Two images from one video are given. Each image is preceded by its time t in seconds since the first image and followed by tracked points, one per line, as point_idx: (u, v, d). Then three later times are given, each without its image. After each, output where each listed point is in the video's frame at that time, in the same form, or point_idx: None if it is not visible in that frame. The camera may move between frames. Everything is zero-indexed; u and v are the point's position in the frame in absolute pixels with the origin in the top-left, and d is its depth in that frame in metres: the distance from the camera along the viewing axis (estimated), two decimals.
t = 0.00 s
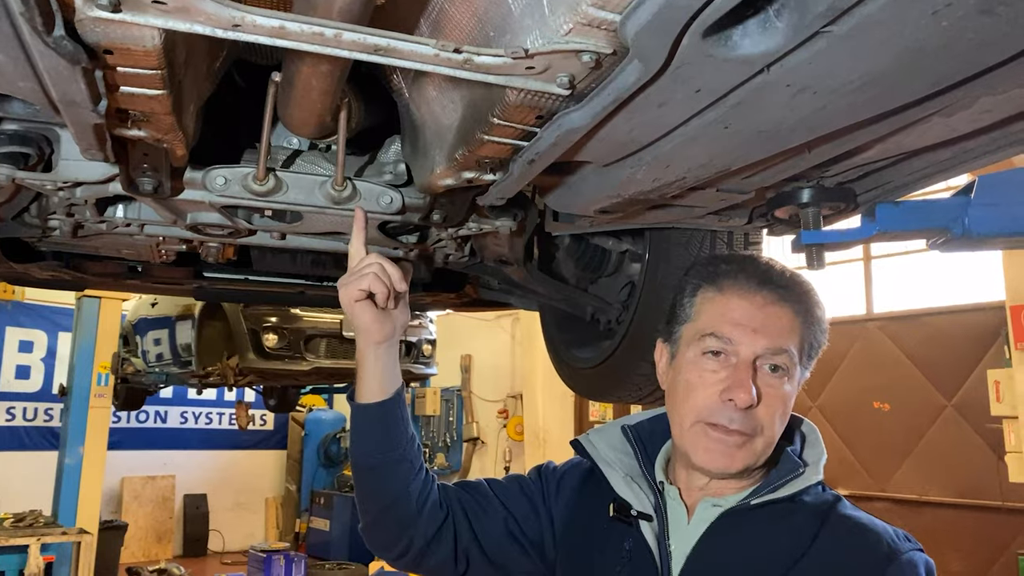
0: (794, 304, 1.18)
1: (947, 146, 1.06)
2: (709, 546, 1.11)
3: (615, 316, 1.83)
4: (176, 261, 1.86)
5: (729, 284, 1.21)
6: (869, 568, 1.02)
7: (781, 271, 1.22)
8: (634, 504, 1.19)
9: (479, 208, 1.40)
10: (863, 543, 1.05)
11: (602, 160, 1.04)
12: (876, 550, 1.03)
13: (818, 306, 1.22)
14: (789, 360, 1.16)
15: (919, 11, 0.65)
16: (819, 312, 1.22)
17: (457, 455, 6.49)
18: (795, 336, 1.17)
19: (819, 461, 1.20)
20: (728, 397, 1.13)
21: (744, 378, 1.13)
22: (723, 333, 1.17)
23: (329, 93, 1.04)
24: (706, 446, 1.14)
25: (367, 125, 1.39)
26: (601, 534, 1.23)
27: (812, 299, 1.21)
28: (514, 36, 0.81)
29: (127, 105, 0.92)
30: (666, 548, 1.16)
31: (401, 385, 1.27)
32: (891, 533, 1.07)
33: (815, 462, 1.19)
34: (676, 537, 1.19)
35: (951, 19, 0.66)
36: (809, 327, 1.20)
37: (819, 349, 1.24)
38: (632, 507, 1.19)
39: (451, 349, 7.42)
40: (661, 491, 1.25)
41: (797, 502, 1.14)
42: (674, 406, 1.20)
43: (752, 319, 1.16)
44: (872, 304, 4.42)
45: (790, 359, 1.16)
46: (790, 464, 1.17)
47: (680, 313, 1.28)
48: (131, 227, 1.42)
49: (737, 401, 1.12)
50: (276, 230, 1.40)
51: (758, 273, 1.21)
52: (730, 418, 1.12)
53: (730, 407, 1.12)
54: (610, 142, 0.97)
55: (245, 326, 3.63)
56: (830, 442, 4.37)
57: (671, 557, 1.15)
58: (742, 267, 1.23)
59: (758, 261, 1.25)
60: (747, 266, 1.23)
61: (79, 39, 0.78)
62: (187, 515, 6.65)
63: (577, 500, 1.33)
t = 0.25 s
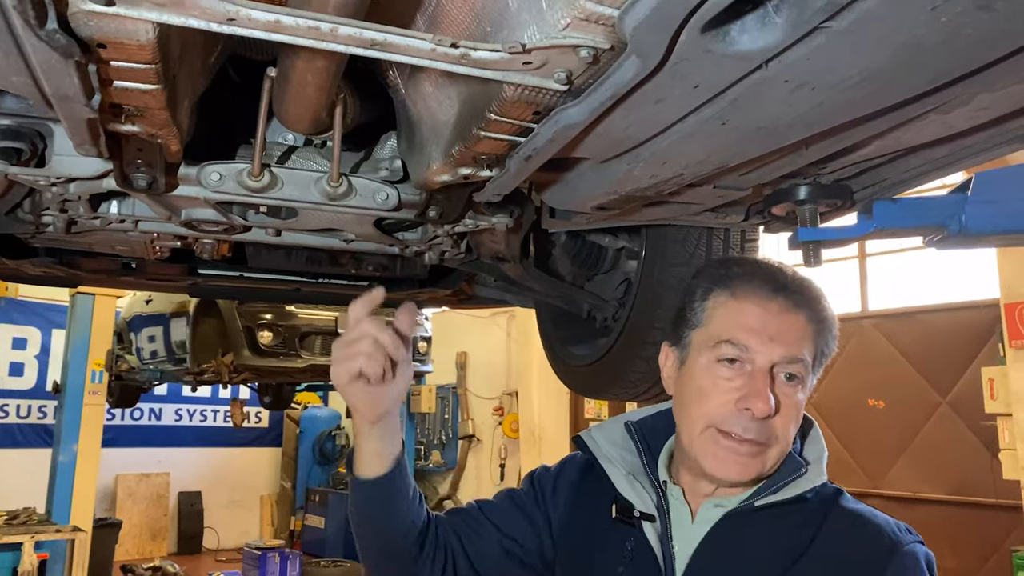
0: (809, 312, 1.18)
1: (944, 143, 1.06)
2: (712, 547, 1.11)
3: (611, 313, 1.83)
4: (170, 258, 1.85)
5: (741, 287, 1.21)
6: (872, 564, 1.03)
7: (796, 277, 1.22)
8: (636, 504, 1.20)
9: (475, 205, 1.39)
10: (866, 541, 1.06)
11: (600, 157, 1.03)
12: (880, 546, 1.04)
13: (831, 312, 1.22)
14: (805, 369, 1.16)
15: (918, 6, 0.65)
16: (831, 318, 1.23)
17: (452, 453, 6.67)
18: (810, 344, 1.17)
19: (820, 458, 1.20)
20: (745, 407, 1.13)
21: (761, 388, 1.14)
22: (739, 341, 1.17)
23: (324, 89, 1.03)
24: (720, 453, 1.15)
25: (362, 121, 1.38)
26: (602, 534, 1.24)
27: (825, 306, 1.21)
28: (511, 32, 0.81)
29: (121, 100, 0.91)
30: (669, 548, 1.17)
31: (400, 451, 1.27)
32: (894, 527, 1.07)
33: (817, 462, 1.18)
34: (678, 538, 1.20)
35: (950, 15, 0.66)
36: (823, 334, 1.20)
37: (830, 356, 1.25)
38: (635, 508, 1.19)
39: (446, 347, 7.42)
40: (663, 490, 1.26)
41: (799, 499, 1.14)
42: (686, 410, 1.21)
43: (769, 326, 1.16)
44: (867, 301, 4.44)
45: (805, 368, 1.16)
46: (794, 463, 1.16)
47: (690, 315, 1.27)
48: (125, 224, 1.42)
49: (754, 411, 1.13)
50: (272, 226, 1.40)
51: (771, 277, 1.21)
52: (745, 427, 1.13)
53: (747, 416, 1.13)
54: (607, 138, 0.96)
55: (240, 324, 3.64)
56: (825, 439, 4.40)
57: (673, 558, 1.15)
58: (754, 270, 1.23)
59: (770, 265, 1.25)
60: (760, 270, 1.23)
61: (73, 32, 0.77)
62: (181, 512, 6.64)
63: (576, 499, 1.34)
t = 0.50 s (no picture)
0: (809, 315, 1.18)
1: (941, 141, 1.07)
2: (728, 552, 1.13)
3: (607, 311, 1.83)
4: (166, 255, 1.85)
5: (740, 290, 1.21)
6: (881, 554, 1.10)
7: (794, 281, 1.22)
8: (641, 509, 1.20)
9: (472, 202, 1.39)
10: (873, 532, 1.13)
11: (597, 154, 1.03)
12: (886, 536, 1.11)
13: (831, 313, 1.22)
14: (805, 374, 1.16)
15: (918, 3, 0.64)
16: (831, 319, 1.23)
17: (448, 451, 6.76)
18: (811, 349, 1.17)
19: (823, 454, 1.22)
20: (744, 416, 1.13)
21: (761, 396, 1.13)
22: (738, 348, 1.17)
23: (321, 85, 1.03)
24: (720, 462, 1.15)
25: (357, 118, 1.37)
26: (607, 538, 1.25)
27: (824, 309, 1.21)
28: (509, 28, 0.80)
29: (115, 96, 0.90)
30: (675, 552, 1.18)
31: None
32: (893, 515, 1.15)
33: (820, 458, 1.21)
34: (684, 540, 1.20)
35: (949, 12, 0.65)
36: (823, 336, 1.20)
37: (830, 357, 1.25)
38: (640, 513, 1.20)
39: (442, 345, 7.42)
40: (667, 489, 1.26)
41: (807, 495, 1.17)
42: (686, 418, 1.21)
43: (767, 333, 1.15)
44: (863, 299, 4.45)
45: (805, 374, 1.16)
46: (800, 464, 1.18)
47: (689, 318, 1.27)
48: (121, 220, 1.41)
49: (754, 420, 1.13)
50: (268, 223, 1.40)
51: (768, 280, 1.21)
52: (746, 436, 1.13)
53: (746, 425, 1.13)
54: (604, 136, 0.96)
55: (236, 322, 3.62)
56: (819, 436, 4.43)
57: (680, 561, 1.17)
58: (753, 273, 1.22)
59: (768, 264, 1.25)
60: (757, 273, 1.22)
61: (67, 27, 0.76)
62: (177, 510, 6.63)
63: (573, 499, 1.33)
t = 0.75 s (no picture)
0: (797, 308, 1.18)
1: (938, 139, 1.07)
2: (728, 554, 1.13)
3: (604, 309, 1.83)
4: (161, 252, 1.84)
5: (727, 285, 1.21)
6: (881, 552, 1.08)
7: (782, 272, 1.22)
8: (641, 512, 1.19)
9: (468, 200, 1.38)
10: (874, 529, 1.11)
11: (594, 152, 1.03)
12: (885, 532, 1.10)
13: (823, 305, 1.22)
14: (796, 368, 1.16)
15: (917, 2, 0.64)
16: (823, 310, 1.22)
17: (444, 449, 6.84)
18: (802, 343, 1.17)
19: (824, 454, 1.21)
20: (734, 413, 1.14)
21: (751, 393, 1.14)
22: (726, 344, 1.17)
23: (317, 82, 1.02)
24: (713, 460, 1.16)
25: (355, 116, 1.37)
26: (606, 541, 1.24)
27: (815, 301, 1.21)
28: (507, 25, 0.80)
29: (111, 92, 0.89)
30: (676, 554, 1.17)
31: None
32: (892, 512, 1.13)
33: (821, 457, 1.20)
34: (685, 542, 1.20)
35: (948, 10, 0.65)
36: (815, 328, 1.20)
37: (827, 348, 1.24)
38: (641, 516, 1.19)
39: (438, 342, 7.42)
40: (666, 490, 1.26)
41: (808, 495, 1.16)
42: (678, 417, 1.21)
43: (756, 328, 1.16)
44: (858, 298, 4.46)
45: (796, 368, 1.16)
46: (801, 465, 1.18)
47: (678, 314, 1.27)
48: (116, 218, 1.40)
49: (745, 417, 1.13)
50: (264, 221, 1.40)
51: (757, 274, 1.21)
52: (737, 434, 1.14)
53: (737, 422, 1.14)
54: (602, 134, 0.96)
55: (231, 319, 3.60)
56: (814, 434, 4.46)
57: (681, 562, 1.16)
58: (740, 267, 1.23)
59: (758, 257, 1.25)
60: (745, 267, 1.23)
61: (63, 23, 0.75)
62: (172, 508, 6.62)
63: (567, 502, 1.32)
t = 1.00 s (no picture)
0: (736, 286, 1.16)
1: (935, 138, 1.07)
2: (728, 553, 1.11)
3: (601, 307, 1.84)
4: (156, 250, 1.83)
5: (679, 276, 1.22)
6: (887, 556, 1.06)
7: (735, 256, 1.20)
8: (638, 511, 1.20)
9: (466, 198, 1.38)
10: (880, 532, 1.09)
11: (591, 149, 1.03)
12: (893, 536, 1.07)
13: (778, 282, 1.18)
14: (732, 343, 1.13)
15: None
16: (780, 287, 1.17)
17: (440, 447, 6.80)
18: (740, 319, 1.14)
19: (825, 453, 1.21)
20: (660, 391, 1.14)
21: (674, 369, 1.13)
22: (661, 328, 1.19)
23: (313, 80, 1.02)
24: (653, 442, 1.15)
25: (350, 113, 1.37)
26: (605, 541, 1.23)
27: (766, 279, 1.17)
28: (504, 22, 0.80)
29: (105, 89, 0.89)
30: (674, 551, 1.17)
31: None
32: (901, 517, 1.11)
33: (823, 456, 1.20)
34: (684, 541, 1.19)
35: (944, 9, 0.65)
36: (764, 304, 1.16)
37: (795, 326, 1.17)
38: (638, 514, 1.19)
39: (435, 341, 7.42)
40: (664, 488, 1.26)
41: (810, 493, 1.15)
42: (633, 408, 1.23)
43: (689, 309, 1.16)
44: (854, 296, 4.47)
45: (731, 342, 1.13)
46: (801, 464, 1.17)
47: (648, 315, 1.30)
48: (111, 216, 1.40)
49: (672, 394, 1.13)
50: (259, 219, 1.39)
51: (709, 262, 1.20)
52: (668, 413, 1.13)
53: (665, 400, 1.14)
54: (599, 132, 0.96)
55: (227, 317, 3.59)
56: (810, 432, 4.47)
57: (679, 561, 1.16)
58: (696, 258, 1.22)
59: (719, 246, 1.23)
60: (701, 257, 1.22)
61: (58, 19, 0.75)
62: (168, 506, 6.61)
63: (563, 504, 1.32)
